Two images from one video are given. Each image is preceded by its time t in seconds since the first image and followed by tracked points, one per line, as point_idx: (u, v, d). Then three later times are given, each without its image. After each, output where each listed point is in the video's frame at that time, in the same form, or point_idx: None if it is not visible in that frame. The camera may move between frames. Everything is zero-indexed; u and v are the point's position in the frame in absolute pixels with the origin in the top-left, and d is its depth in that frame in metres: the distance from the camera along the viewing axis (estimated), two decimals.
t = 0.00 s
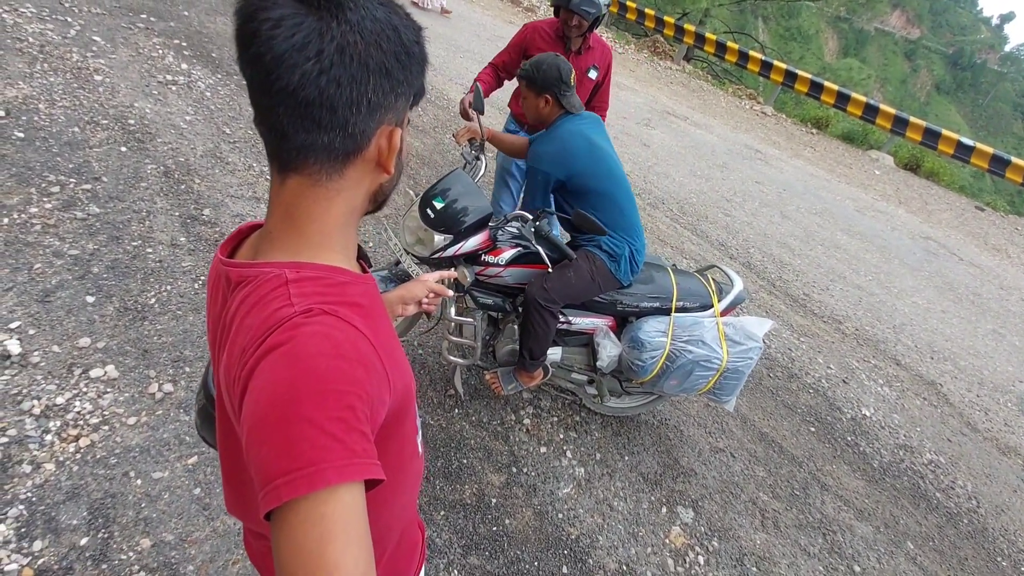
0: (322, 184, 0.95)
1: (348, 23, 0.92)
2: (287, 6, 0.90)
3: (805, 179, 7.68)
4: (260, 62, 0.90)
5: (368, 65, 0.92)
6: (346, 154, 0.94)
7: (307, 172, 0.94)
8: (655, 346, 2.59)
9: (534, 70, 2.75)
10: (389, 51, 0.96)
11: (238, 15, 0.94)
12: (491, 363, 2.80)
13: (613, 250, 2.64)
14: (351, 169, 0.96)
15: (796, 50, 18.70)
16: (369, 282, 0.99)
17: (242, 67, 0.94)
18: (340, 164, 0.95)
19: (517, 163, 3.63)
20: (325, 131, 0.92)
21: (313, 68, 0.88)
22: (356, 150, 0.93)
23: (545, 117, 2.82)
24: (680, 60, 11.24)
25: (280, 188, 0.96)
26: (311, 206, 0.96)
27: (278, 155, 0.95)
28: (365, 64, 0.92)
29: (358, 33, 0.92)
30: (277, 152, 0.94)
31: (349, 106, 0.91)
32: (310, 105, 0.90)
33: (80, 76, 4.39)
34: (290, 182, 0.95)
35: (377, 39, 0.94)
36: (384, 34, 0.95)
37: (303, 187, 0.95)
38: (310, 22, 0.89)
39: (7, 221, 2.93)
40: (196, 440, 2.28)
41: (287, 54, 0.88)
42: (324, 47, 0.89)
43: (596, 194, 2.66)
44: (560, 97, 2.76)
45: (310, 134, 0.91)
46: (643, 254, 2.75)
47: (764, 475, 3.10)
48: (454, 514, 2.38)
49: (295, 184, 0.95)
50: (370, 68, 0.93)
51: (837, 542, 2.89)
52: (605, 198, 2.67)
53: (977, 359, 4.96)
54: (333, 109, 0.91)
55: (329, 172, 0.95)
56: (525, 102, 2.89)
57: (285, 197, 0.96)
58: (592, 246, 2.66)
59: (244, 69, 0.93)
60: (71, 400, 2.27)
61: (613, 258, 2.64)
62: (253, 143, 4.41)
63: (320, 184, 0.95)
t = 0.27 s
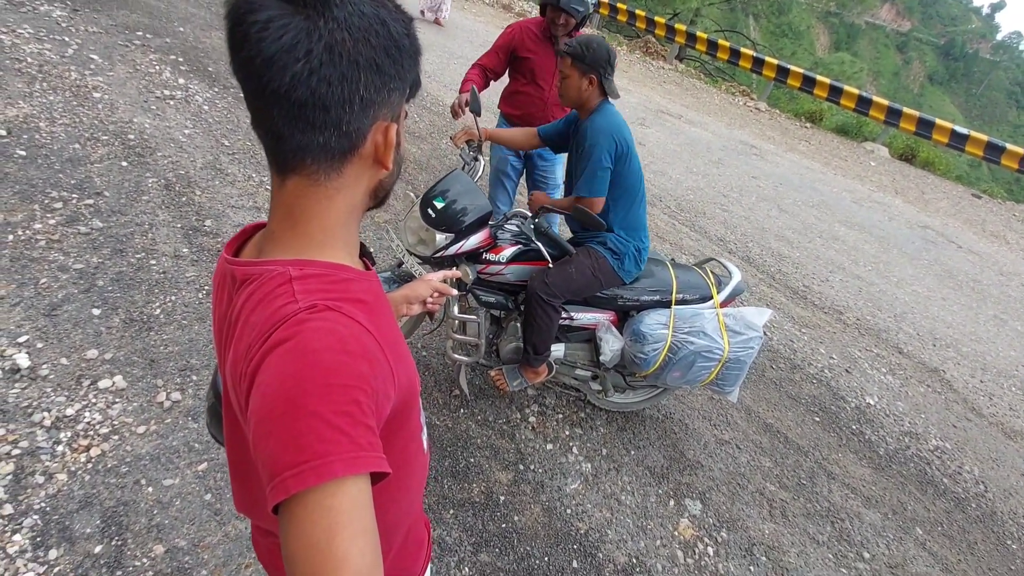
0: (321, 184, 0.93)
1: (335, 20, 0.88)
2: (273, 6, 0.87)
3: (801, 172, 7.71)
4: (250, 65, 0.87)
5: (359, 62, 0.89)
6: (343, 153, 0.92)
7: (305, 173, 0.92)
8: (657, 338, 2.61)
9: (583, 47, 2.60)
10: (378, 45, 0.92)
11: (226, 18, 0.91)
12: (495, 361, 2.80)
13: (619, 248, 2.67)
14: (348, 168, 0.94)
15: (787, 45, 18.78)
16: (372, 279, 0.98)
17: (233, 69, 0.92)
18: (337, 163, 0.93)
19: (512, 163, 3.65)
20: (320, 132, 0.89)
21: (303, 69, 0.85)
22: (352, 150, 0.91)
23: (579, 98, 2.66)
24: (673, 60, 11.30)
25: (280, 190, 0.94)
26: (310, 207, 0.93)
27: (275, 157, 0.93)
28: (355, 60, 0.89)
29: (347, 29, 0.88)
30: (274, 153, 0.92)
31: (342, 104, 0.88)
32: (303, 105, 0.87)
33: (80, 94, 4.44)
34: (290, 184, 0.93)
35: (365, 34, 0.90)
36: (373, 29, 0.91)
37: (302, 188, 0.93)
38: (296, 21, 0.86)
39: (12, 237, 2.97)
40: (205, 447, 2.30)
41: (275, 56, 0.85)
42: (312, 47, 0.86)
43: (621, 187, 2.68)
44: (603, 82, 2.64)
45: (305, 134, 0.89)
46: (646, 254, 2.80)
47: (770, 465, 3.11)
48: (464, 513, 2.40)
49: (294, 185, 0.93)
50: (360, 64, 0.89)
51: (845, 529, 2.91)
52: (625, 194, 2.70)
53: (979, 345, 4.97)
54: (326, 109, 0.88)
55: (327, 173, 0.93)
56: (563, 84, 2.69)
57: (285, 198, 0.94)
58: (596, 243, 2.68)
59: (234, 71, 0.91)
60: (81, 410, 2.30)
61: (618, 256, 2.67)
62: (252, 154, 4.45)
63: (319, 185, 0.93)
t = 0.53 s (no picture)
0: (323, 190, 0.92)
1: (327, 28, 0.88)
2: (268, 17, 0.87)
3: (788, 168, 7.82)
4: (247, 77, 0.87)
5: (354, 68, 0.88)
6: (342, 159, 0.91)
7: (305, 181, 0.92)
8: (654, 331, 2.65)
9: (607, 45, 2.56)
10: (373, 50, 0.92)
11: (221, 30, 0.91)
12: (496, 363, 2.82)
13: (619, 249, 2.71)
14: (349, 174, 0.93)
15: (767, 45, 19.09)
16: (376, 283, 0.96)
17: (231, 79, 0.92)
18: (337, 169, 0.92)
19: (507, 169, 3.69)
20: (318, 139, 0.89)
21: (299, 78, 0.85)
22: (352, 156, 0.90)
23: (599, 97, 2.61)
24: (656, 63, 11.45)
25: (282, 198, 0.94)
26: (313, 213, 0.93)
27: (276, 167, 0.93)
28: (349, 67, 0.88)
29: (340, 36, 0.88)
30: (275, 161, 0.92)
31: (340, 111, 0.88)
32: (300, 114, 0.87)
33: (69, 117, 4.45)
34: (291, 191, 0.93)
35: (358, 40, 0.89)
36: (366, 35, 0.90)
37: (304, 195, 0.93)
38: (289, 31, 0.86)
39: (7, 262, 2.97)
40: (209, 461, 2.30)
41: (270, 66, 0.85)
42: (306, 56, 0.85)
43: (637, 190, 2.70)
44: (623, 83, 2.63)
45: (304, 142, 0.88)
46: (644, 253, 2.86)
47: (772, 456, 3.14)
48: (471, 516, 2.40)
49: (296, 193, 0.93)
50: (355, 71, 0.89)
51: (849, 516, 2.93)
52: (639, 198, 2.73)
53: (970, 330, 5.04)
54: (323, 117, 0.88)
55: (328, 179, 0.92)
56: (583, 81, 2.61)
57: (287, 206, 0.94)
58: (597, 245, 2.72)
59: (232, 83, 0.91)
60: (83, 431, 2.29)
61: (618, 257, 2.72)
62: (244, 170, 4.47)
63: (321, 192, 0.92)
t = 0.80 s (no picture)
0: (336, 199, 0.94)
1: (344, 39, 0.90)
2: (284, 28, 0.89)
3: (770, 175, 7.99)
4: (263, 87, 0.90)
5: (369, 78, 0.91)
6: (356, 167, 0.93)
7: (319, 190, 0.94)
8: (648, 333, 2.69)
9: (612, 56, 2.59)
10: (387, 60, 0.94)
11: (236, 41, 0.93)
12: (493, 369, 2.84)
13: (617, 254, 2.75)
14: (361, 182, 0.95)
15: (746, 56, 19.56)
16: (386, 293, 0.97)
17: (245, 89, 0.93)
18: (350, 178, 0.94)
19: (503, 180, 3.72)
20: (333, 148, 0.91)
21: (316, 88, 0.87)
22: (365, 164, 0.93)
23: (603, 107, 2.64)
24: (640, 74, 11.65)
25: (294, 207, 0.96)
26: (325, 221, 0.95)
27: (289, 176, 0.94)
28: (365, 77, 0.91)
29: (356, 47, 0.91)
30: (288, 170, 0.94)
31: (355, 120, 0.91)
32: (316, 124, 0.89)
33: (54, 132, 4.41)
34: (304, 200, 0.95)
35: (373, 51, 0.92)
36: (381, 45, 0.93)
37: (317, 204, 0.94)
38: (305, 42, 0.88)
39: None
40: (204, 475, 2.27)
41: (288, 77, 0.87)
42: (323, 66, 0.88)
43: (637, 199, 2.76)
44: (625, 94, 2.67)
45: (319, 152, 0.91)
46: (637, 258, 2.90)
47: (765, 456, 3.18)
48: (470, 523, 2.40)
49: (309, 202, 0.94)
50: (370, 81, 0.91)
51: (842, 513, 2.98)
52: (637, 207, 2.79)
53: (951, 329, 5.17)
54: (339, 126, 0.90)
55: (340, 187, 0.94)
56: (586, 89, 2.63)
57: (299, 215, 0.95)
58: (596, 250, 2.74)
59: (247, 94, 0.93)
60: (74, 446, 2.25)
61: (615, 262, 2.75)
62: (233, 182, 4.46)
63: (334, 200, 0.94)
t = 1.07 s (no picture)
0: (342, 200, 0.96)
1: (353, 40, 0.92)
2: (293, 29, 0.90)
3: (760, 181, 8.10)
4: (271, 87, 0.91)
5: (378, 79, 0.92)
6: (363, 168, 0.95)
7: (325, 191, 0.95)
8: (640, 333, 2.72)
9: (604, 61, 2.63)
10: (395, 61, 0.96)
11: (244, 42, 0.94)
12: (488, 371, 2.86)
13: (610, 257, 2.79)
14: (367, 184, 0.97)
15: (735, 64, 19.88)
16: (389, 295, 0.98)
17: (252, 91, 0.94)
18: (357, 179, 0.96)
19: (502, 185, 3.73)
20: (341, 149, 0.92)
21: (325, 89, 0.89)
22: (373, 166, 0.94)
23: (596, 112, 2.68)
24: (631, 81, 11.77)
25: (300, 207, 0.97)
26: (332, 222, 0.96)
27: (295, 176, 0.95)
28: (374, 79, 0.93)
29: (365, 49, 0.92)
30: (294, 172, 0.95)
31: (363, 121, 0.92)
32: (325, 125, 0.90)
33: (44, 133, 4.37)
34: (310, 202, 0.95)
35: (382, 53, 0.94)
36: (389, 47, 0.95)
37: (323, 205, 0.95)
38: (315, 44, 0.90)
39: None
40: (196, 478, 2.25)
41: (298, 78, 0.89)
42: (333, 68, 0.90)
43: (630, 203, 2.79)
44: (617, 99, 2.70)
45: (327, 153, 0.92)
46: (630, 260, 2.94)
47: (756, 457, 3.22)
48: (464, 525, 2.40)
49: (315, 203, 0.95)
50: (379, 83, 0.93)
51: (832, 513, 3.02)
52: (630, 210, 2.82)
53: (936, 332, 5.26)
54: (347, 127, 0.91)
55: (348, 189, 0.95)
56: (579, 94, 2.68)
57: (305, 216, 0.96)
58: (589, 254, 2.78)
59: (255, 94, 0.94)
60: (63, 449, 2.23)
61: (609, 265, 2.79)
62: (225, 185, 4.44)
63: (340, 202, 0.95)
